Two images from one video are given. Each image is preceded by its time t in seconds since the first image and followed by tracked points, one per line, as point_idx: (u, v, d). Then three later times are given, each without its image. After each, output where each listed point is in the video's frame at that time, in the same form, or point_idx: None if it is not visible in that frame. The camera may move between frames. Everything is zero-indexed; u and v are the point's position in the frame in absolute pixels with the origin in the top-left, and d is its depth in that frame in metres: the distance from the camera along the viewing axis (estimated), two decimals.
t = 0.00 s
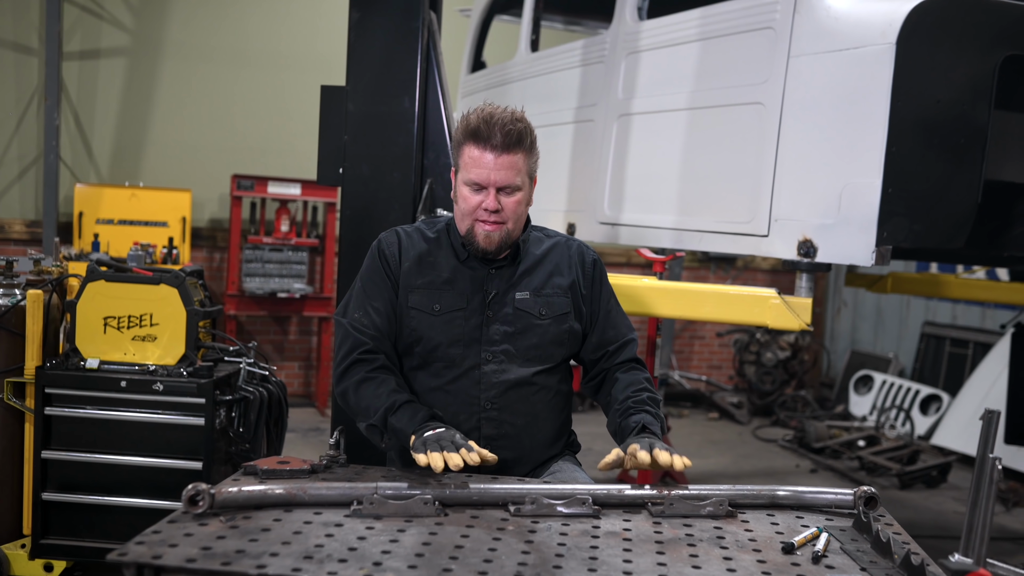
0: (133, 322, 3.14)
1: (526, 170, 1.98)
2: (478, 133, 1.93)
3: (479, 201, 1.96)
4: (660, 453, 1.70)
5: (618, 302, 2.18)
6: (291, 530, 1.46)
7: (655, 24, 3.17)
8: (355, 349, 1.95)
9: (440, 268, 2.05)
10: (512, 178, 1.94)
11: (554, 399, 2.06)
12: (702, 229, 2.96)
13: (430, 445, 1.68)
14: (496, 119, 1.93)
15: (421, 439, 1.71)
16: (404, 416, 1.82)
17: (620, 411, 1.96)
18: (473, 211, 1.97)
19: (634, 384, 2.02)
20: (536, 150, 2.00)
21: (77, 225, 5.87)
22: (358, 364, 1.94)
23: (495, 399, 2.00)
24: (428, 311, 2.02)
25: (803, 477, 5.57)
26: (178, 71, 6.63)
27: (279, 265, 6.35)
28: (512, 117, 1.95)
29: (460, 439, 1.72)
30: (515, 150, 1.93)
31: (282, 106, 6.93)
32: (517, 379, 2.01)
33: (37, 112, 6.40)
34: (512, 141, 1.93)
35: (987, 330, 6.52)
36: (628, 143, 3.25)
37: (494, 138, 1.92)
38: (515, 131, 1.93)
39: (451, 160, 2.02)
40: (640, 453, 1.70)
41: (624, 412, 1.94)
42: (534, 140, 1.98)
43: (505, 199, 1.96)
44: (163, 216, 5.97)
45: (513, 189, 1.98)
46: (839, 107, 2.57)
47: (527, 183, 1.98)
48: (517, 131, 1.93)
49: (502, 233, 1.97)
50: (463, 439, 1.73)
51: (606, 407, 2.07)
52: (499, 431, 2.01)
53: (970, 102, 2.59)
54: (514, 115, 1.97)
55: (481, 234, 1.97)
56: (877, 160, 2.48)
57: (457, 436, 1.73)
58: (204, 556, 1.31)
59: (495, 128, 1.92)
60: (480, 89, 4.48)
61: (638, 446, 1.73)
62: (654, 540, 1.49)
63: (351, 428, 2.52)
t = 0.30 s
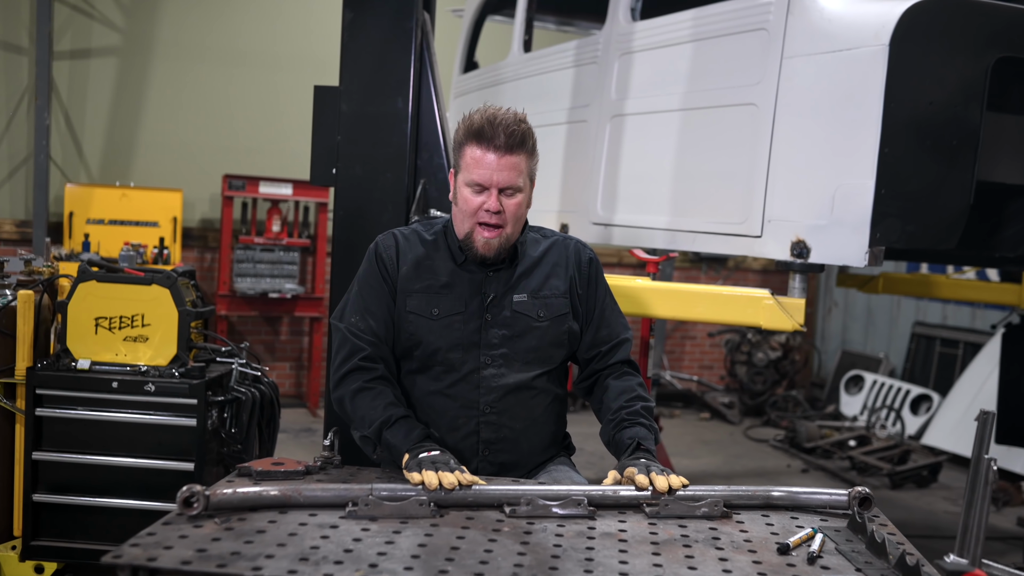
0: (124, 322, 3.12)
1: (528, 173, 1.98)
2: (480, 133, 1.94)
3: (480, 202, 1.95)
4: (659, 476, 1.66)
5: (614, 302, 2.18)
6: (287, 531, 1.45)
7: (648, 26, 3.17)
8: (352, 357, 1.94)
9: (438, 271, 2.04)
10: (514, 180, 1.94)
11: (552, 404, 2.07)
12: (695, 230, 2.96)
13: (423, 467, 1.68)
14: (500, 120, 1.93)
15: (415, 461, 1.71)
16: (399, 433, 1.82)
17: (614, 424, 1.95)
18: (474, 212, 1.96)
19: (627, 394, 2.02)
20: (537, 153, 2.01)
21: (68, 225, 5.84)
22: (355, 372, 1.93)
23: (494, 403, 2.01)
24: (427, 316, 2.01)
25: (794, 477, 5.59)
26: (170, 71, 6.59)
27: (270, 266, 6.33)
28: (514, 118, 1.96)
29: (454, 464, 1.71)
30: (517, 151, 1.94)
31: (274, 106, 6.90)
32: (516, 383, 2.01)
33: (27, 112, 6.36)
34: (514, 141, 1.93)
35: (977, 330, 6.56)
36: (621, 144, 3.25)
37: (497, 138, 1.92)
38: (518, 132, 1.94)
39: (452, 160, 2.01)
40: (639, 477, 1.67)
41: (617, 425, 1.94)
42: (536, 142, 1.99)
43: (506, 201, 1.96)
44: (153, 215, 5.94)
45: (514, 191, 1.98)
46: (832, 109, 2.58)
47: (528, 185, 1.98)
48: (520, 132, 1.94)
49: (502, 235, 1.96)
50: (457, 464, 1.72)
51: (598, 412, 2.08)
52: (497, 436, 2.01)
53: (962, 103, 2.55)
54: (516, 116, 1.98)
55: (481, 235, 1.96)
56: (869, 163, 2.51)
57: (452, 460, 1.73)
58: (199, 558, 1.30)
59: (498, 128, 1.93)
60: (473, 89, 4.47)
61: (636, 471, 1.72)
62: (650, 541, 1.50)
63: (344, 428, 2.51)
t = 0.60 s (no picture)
0: (116, 322, 3.10)
1: (519, 174, 1.98)
2: (471, 134, 1.94)
3: (471, 203, 1.95)
4: (656, 477, 1.66)
5: (612, 303, 2.18)
6: (283, 533, 1.45)
7: (641, 26, 3.18)
8: (348, 356, 1.94)
9: (436, 273, 2.04)
10: (504, 181, 1.94)
11: (548, 406, 2.07)
12: (690, 231, 2.96)
13: (419, 466, 1.67)
14: (490, 120, 1.94)
15: (410, 458, 1.71)
16: (393, 429, 1.82)
17: (611, 425, 1.96)
18: (465, 213, 1.96)
19: (623, 395, 2.02)
20: (530, 154, 2.00)
21: (58, 225, 5.80)
22: (350, 371, 1.93)
23: (490, 405, 2.01)
24: (424, 317, 2.01)
25: (786, 477, 5.61)
26: (161, 70, 6.57)
27: (262, 266, 6.31)
28: (506, 119, 1.96)
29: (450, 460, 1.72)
30: (507, 152, 1.94)
31: (266, 106, 6.87)
32: (513, 385, 2.01)
33: (17, 111, 6.33)
34: (504, 142, 1.93)
35: (967, 330, 6.60)
36: (616, 145, 3.26)
37: (487, 139, 1.92)
38: (509, 132, 1.94)
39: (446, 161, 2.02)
40: (634, 478, 1.67)
41: (614, 425, 1.95)
42: (528, 143, 1.98)
43: (497, 202, 1.96)
44: (144, 215, 5.91)
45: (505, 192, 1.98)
46: (825, 110, 2.60)
47: (519, 186, 1.98)
48: (510, 133, 1.94)
49: (493, 236, 1.96)
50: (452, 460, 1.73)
51: (593, 412, 2.08)
52: (493, 437, 2.01)
53: (954, 105, 2.56)
54: (508, 117, 1.98)
55: (471, 236, 1.96)
56: (864, 164, 2.51)
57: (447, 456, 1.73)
58: (196, 560, 1.29)
59: (488, 129, 1.93)
60: (466, 89, 4.47)
61: (632, 471, 1.71)
62: (646, 541, 1.50)
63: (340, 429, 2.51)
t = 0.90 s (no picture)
0: (109, 322, 3.09)
1: (514, 174, 1.98)
2: (465, 133, 1.94)
3: (466, 203, 1.95)
4: (659, 463, 1.66)
5: (612, 305, 2.18)
6: (282, 533, 1.44)
7: (637, 26, 3.18)
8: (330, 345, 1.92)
9: (431, 274, 2.04)
10: (500, 180, 1.94)
11: (545, 407, 2.07)
12: (685, 231, 2.97)
13: (374, 436, 1.62)
14: (484, 120, 1.94)
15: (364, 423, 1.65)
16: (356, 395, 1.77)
17: (609, 412, 1.96)
18: (460, 214, 1.96)
19: (623, 388, 2.03)
20: (525, 153, 2.01)
21: (49, 225, 5.76)
22: (328, 355, 1.91)
23: (485, 406, 2.01)
24: (419, 318, 2.01)
25: (779, 476, 5.63)
26: (153, 69, 6.53)
27: (255, 266, 6.29)
28: (501, 119, 1.96)
29: (407, 416, 1.66)
30: (502, 151, 1.94)
31: (259, 105, 6.84)
32: (508, 387, 2.02)
33: (8, 110, 6.29)
34: (499, 141, 1.94)
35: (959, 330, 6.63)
36: (610, 145, 3.26)
37: (482, 138, 1.92)
38: (503, 131, 1.94)
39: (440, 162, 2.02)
40: (638, 463, 1.67)
41: (612, 413, 1.95)
42: (523, 143, 1.99)
43: (492, 202, 1.96)
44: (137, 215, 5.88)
45: (501, 192, 1.98)
46: (820, 111, 2.61)
47: (515, 186, 1.98)
48: (505, 132, 1.94)
49: (489, 236, 1.96)
50: (411, 417, 1.67)
51: (592, 408, 2.08)
52: (489, 438, 2.01)
53: (949, 105, 2.56)
54: (502, 116, 1.98)
55: (467, 237, 1.96)
56: (858, 164, 2.53)
57: (405, 414, 1.67)
58: (196, 561, 1.29)
59: (483, 128, 1.93)
60: (460, 89, 4.47)
61: (634, 453, 1.71)
62: (645, 541, 1.50)
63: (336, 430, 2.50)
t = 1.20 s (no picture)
0: (102, 322, 3.07)
1: (517, 179, 1.97)
2: (470, 137, 1.93)
3: (469, 207, 1.95)
4: (630, 469, 1.72)
5: (612, 302, 2.19)
6: (282, 533, 1.44)
7: (632, 26, 3.19)
8: (330, 335, 1.88)
9: (434, 275, 2.04)
10: (503, 185, 1.94)
11: (546, 407, 2.09)
12: (680, 230, 2.98)
13: (372, 458, 1.55)
14: (489, 124, 1.93)
15: (365, 440, 1.55)
16: (349, 393, 1.70)
17: (600, 424, 1.98)
18: (462, 217, 1.96)
19: (617, 396, 2.04)
20: (529, 158, 2.00)
21: (40, 224, 5.72)
22: (328, 345, 1.86)
23: (488, 408, 2.02)
24: (421, 320, 2.01)
25: (771, 474, 5.66)
26: (144, 67, 6.50)
27: (247, 265, 6.26)
28: (505, 123, 1.95)
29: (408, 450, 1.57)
30: (506, 156, 1.93)
31: (252, 103, 6.81)
32: (511, 389, 2.02)
33: None
34: (503, 147, 1.93)
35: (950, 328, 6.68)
36: (605, 144, 3.27)
37: (486, 143, 1.91)
38: (508, 136, 1.93)
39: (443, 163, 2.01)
40: (609, 471, 1.74)
41: (603, 424, 1.97)
42: (527, 147, 1.98)
43: (495, 206, 1.95)
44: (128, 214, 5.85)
45: (503, 196, 1.97)
46: (817, 111, 2.61)
47: (518, 190, 1.97)
48: (509, 137, 1.93)
49: (490, 240, 1.96)
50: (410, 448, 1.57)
51: (591, 411, 2.10)
52: (490, 440, 2.02)
53: (944, 105, 2.57)
54: (507, 121, 1.97)
55: (469, 241, 1.96)
56: (853, 163, 2.54)
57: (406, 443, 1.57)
58: (196, 561, 1.28)
59: (487, 133, 1.92)
60: (454, 88, 4.47)
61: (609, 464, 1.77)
62: (645, 540, 1.50)
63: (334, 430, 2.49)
